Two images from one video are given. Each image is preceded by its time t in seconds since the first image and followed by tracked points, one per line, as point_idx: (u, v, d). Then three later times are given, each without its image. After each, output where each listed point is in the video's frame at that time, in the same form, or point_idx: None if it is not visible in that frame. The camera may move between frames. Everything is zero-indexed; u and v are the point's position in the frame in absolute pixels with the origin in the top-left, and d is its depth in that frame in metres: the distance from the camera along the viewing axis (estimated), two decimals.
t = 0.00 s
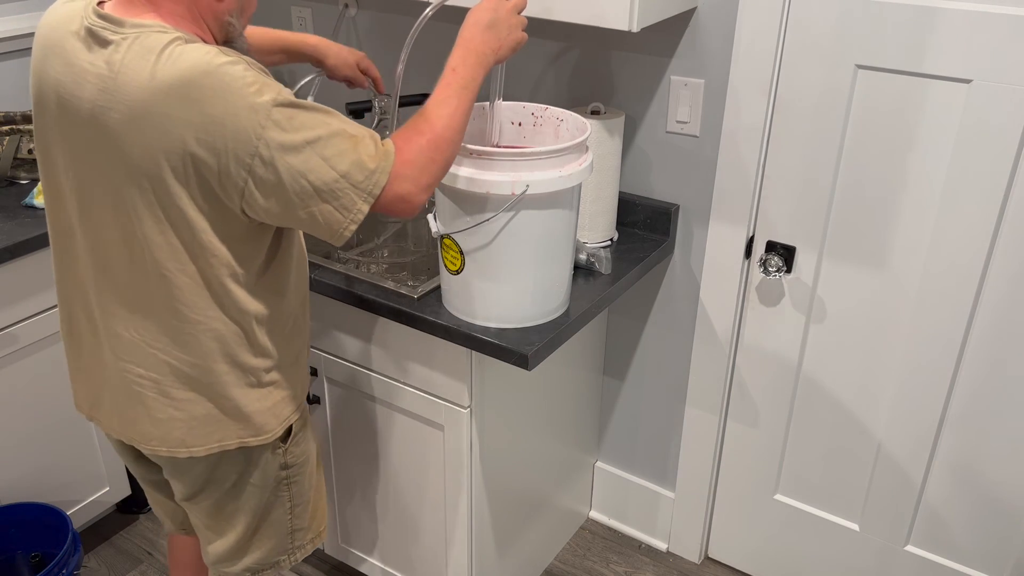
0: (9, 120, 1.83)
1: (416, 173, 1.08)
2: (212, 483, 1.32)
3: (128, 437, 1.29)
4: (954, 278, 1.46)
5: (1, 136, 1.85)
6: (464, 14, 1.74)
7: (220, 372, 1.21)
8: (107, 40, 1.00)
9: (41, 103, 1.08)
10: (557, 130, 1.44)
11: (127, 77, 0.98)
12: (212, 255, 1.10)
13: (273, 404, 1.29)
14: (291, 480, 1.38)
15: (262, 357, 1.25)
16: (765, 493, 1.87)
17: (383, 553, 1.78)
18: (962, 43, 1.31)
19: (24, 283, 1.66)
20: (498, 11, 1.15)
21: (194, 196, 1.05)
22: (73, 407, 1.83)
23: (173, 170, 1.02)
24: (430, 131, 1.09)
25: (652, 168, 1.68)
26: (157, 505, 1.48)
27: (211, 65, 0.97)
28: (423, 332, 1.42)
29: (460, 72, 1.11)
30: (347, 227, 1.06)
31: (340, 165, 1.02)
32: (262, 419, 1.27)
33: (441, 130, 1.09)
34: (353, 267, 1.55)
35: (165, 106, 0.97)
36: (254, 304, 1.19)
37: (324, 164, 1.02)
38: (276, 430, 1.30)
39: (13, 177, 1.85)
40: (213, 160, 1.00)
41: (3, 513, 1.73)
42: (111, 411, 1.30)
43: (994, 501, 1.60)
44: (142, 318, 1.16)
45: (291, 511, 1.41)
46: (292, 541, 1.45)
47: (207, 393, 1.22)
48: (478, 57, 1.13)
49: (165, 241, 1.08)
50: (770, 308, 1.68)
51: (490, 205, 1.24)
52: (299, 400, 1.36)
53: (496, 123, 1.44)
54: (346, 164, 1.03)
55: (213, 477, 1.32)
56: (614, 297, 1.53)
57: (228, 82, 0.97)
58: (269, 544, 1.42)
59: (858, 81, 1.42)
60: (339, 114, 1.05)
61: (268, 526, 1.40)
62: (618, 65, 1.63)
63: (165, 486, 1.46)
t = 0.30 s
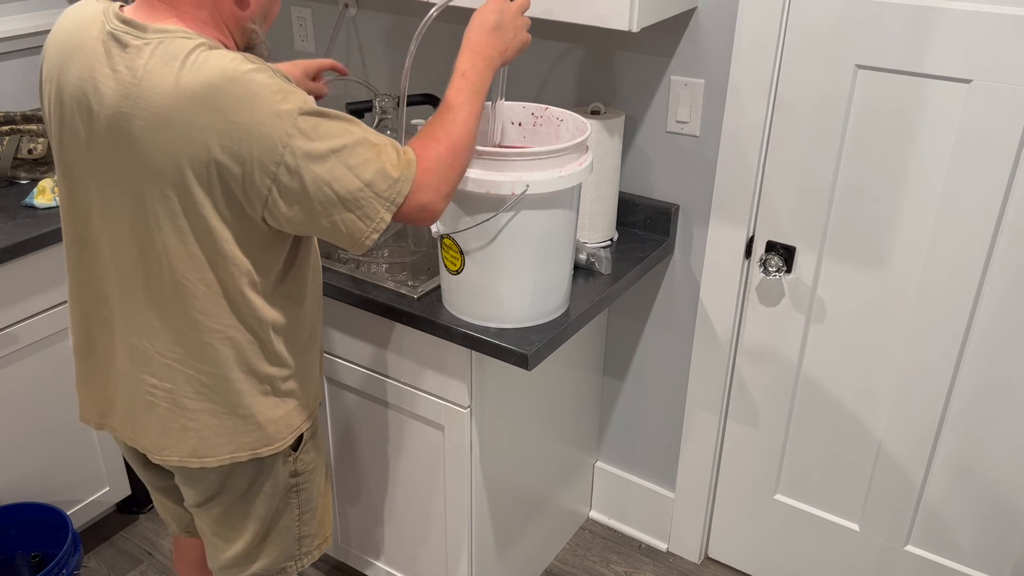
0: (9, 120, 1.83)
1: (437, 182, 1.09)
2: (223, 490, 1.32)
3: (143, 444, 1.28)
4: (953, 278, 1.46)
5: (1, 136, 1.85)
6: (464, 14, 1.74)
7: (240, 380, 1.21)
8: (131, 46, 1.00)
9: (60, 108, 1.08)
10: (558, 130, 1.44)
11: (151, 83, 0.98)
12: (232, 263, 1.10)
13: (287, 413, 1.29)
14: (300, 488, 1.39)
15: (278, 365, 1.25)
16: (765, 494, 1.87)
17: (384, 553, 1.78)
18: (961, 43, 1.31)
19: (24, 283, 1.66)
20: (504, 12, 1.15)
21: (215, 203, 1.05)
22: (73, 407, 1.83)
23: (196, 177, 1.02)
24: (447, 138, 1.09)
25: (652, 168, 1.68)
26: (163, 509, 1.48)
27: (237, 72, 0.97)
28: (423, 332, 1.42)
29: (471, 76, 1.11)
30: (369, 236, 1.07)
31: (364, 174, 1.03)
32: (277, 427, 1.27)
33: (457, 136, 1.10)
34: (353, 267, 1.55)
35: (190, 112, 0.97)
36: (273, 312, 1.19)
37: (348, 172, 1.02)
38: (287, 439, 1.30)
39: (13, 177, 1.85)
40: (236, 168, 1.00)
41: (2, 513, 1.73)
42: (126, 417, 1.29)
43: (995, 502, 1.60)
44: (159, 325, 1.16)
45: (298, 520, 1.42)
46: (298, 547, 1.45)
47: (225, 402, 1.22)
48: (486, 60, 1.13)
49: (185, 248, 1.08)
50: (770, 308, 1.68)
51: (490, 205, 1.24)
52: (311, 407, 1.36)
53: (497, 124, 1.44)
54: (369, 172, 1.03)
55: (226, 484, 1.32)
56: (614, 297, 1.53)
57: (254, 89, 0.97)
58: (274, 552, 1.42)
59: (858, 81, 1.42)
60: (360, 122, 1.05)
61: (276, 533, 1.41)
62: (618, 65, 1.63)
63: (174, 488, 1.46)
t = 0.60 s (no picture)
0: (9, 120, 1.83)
1: (447, 180, 1.09)
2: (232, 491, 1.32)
3: (156, 448, 1.28)
4: (953, 277, 1.46)
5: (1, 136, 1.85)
6: (464, 14, 1.73)
7: (252, 380, 1.21)
8: (139, 48, 1.00)
9: (65, 112, 1.07)
10: (557, 130, 1.44)
11: (162, 85, 0.98)
12: (246, 262, 1.10)
13: (298, 412, 1.29)
14: (308, 488, 1.39)
15: (289, 363, 1.25)
16: (765, 494, 1.87)
17: (385, 554, 1.78)
18: (961, 43, 1.31)
19: (24, 283, 1.66)
20: (507, 11, 1.16)
21: (229, 204, 1.05)
22: (73, 407, 1.83)
23: (210, 178, 1.02)
24: (456, 137, 1.10)
25: (652, 168, 1.68)
26: (168, 509, 1.48)
27: (248, 72, 0.97)
28: (423, 332, 1.42)
29: (476, 74, 1.12)
30: (380, 234, 1.07)
31: (376, 172, 1.03)
32: (288, 426, 1.27)
33: (465, 134, 1.10)
34: (354, 268, 1.55)
35: (203, 113, 0.97)
36: (286, 310, 1.20)
37: (360, 171, 1.02)
38: (298, 438, 1.30)
39: (13, 177, 1.85)
40: (250, 168, 1.00)
41: (2, 513, 1.73)
42: (137, 421, 1.29)
43: (995, 502, 1.59)
44: (169, 328, 1.16)
45: (305, 519, 1.42)
46: (304, 547, 1.44)
47: (237, 403, 1.22)
48: (492, 59, 1.13)
49: (199, 249, 1.08)
50: (770, 308, 1.68)
51: (489, 205, 1.24)
52: (320, 405, 1.36)
53: (497, 124, 1.44)
54: (381, 171, 1.03)
55: (238, 486, 1.32)
56: (614, 297, 1.53)
57: (266, 89, 0.97)
58: (281, 552, 1.42)
59: (858, 82, 1.42)
60: (370, 121, 1.05)
61: (283, 533, 1.41)
62: (618, 65, 1.63)
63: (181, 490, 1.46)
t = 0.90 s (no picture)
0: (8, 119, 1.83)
1: (443, 175, 1.09)
2: (236, 489, 1.32)
3: (163, 446, 1.28)
4: (953, 277, 1.46)
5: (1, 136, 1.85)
6: (464, 13, 1.73)
7: (256, 372, 1.21)
8: (136, 43, 0.99)
9: (63, 112, 1.07)
10: (557, 130, 1.44)
11: (161, 78, 0.98)
12: (252, 254, 1.11)
13: (301, 404, 1.29)
14: (311, 483, 1.39)
15: (292, 355, 1.25)
16: (765, 494, 1.87)
17: (386, 553, 1.78)
18: (961, 43, 1.31)
19: (24, 283, 1.66)
20: (507, 10, 1.16)
21: (233, 196, 1.05)
22: (73, 407, 1.83)
23: (212, 169, 1.02)
24: (453, 132, 1.09)
25: (652, 168, 1.68)
26: (171, 510, 1.48)
27: (246, 62, 0.97)
28: (423, 332, 1.42)
29: (476, 72, 1.12)
30: (377, 226, 1.07)
31: (373, 164, 1.03)
32: (292, 419, 1.27)
33: (463, 130, 1.10)
34: (354, 268, 1.55)
35: (203, 104, 0.97)
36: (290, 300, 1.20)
37: (357, 163, 1.02)
38: (301, 431, 1.30)
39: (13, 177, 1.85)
40: (251, 157, 1.00)
41: (2, 513, 1.73)
42: (142, 420, 1.29)
43: (994, 502, 1.60)
44: (173, 322, 1.16)
45: (309, 514, 1.42)
46: (308, 542, 1.45)
47: (242, 396, 1.21)
48: (492, 58, 1.13)
49: (204, 241, 1.09)
50: (770, 308, 1.68)
51: (490, 205, 1.24)
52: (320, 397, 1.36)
53: (497, 124, 1.44)
54: (378, 162, 1.03)
55: (244, 483, 1.32)
56: (614, 297, 1.53)
57: (264, 79, 0.97)
58: (284, 548, 1.42)
59: (858, 82, 1.42)
60: (367, 113, 1.05)
61: (286, 529, 1.41)
62: (618, 65, 1.63)
63: (183, 490, 1.46)
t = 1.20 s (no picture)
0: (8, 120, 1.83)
1: (432, 166, 1.09)
2: (232, 482, 1.32)
3: (161, 436, 1.28)
4: (953, 277, 1.46)
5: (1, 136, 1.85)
6: (464, 13, 1.73)
7: (250, 361, 1.20)
8: (134, 33, 1.01)
9: (60, 105, 1.08)
10: (558, 130, 1.44)
11: (158, 65, 0.99)
12: (246, 240, 1.11)
13: (295, 395, 1.29)
14: (308, 478, 1.38)
15: (288, 345, 1.25)
16: (765, 494, 1.87)
17: (385, 553, 1.78)
18: (961, 43, 1.31)
19: (25, 284, 1.66)
20: (508, 9, 1.15)
21: (228, 181, 1.05)
22: (73, 406, 1.83)
23: (206, 154, 1.02)
24: (444, 124, 1.09)
25: (652, 168, 1.68)
26: (170, 510, 1.48)
27: (241, 48, 0.98)
28: (423, 332, 1.42)
29: (474, 68, 1.11)
30: (366, 213, 1.07)
31: (361, 152, 1.03)
32: (285, 410, 1.27)
33: (456, 124, 1.10)
34: (354, 268, 1.54)
35: (198, 89, 0.98)
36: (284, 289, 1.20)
37: (346, 149, 1.02)
38: (296, 421, 1.30)
39: (13, 177, 1.85)
40: (244, 141, 1.01)
41: (3, 512, 1.73)
42: (139, 411, 1.29)
43: (994, 502, 1.60)
44: (167, 309, 1.16)
45: (305, 510, 1.41)
46: (305, 538, 1.44)
47: (236, 385, 1.21)
48: (492, 55, 1.13)
49: (199, 228, 1.09)
50: (770, 308, 1.68)
51: (490, 205, 1.24)
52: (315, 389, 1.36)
53: (497, 124, 1.44)
54: (367, 150, 1.03)
55: (238, 476, 1.32)
56: (614, 297, 1.53)
57: (257, 64, 0.98)
58: (281, 544, 1.42)
59: (858, 82, 1.42)
60: (359, 103, 1.06)
61: (283, 524, 1.41)
62: (617, 65, 1.63)
63: (180, 488, 1.47)
